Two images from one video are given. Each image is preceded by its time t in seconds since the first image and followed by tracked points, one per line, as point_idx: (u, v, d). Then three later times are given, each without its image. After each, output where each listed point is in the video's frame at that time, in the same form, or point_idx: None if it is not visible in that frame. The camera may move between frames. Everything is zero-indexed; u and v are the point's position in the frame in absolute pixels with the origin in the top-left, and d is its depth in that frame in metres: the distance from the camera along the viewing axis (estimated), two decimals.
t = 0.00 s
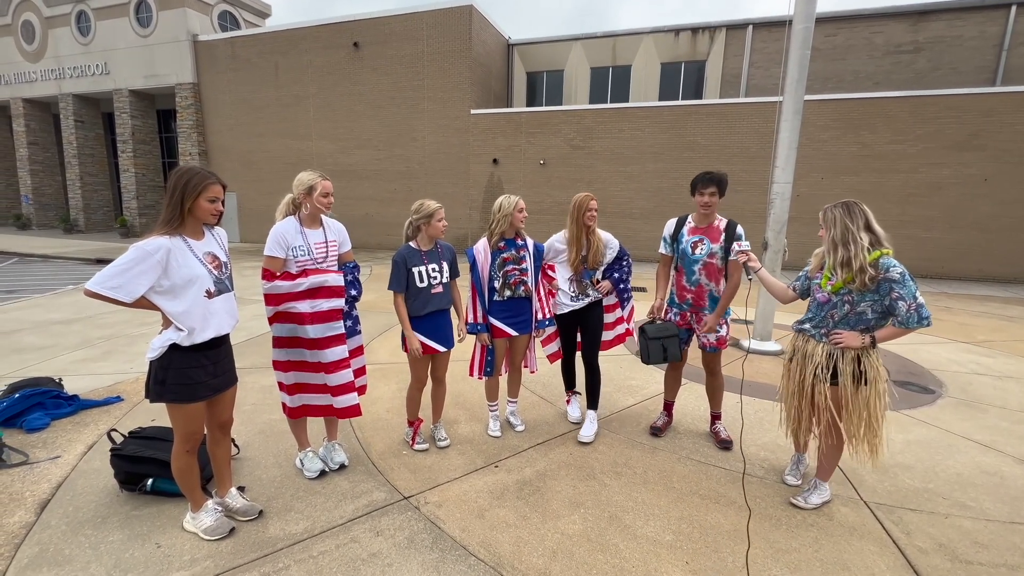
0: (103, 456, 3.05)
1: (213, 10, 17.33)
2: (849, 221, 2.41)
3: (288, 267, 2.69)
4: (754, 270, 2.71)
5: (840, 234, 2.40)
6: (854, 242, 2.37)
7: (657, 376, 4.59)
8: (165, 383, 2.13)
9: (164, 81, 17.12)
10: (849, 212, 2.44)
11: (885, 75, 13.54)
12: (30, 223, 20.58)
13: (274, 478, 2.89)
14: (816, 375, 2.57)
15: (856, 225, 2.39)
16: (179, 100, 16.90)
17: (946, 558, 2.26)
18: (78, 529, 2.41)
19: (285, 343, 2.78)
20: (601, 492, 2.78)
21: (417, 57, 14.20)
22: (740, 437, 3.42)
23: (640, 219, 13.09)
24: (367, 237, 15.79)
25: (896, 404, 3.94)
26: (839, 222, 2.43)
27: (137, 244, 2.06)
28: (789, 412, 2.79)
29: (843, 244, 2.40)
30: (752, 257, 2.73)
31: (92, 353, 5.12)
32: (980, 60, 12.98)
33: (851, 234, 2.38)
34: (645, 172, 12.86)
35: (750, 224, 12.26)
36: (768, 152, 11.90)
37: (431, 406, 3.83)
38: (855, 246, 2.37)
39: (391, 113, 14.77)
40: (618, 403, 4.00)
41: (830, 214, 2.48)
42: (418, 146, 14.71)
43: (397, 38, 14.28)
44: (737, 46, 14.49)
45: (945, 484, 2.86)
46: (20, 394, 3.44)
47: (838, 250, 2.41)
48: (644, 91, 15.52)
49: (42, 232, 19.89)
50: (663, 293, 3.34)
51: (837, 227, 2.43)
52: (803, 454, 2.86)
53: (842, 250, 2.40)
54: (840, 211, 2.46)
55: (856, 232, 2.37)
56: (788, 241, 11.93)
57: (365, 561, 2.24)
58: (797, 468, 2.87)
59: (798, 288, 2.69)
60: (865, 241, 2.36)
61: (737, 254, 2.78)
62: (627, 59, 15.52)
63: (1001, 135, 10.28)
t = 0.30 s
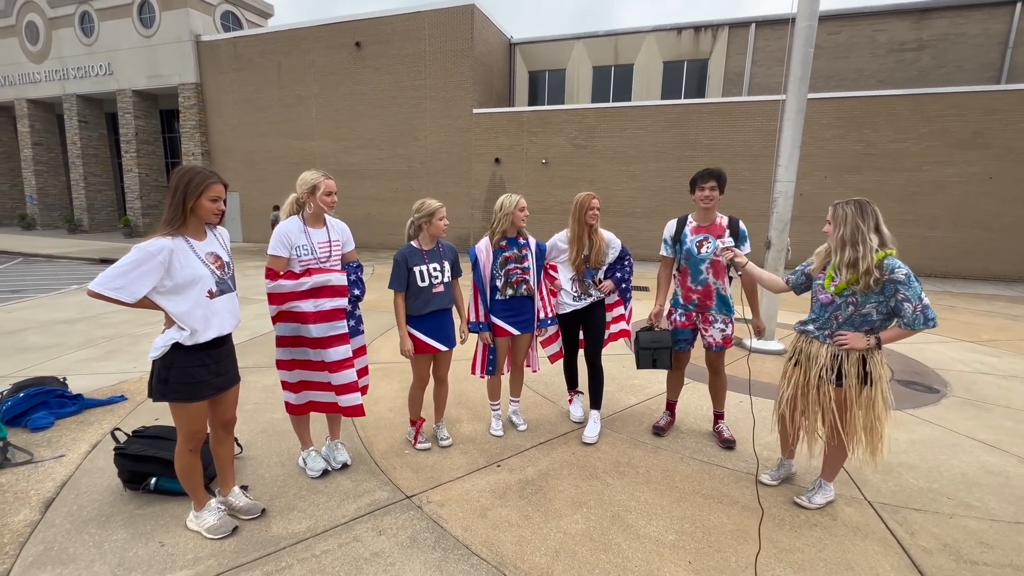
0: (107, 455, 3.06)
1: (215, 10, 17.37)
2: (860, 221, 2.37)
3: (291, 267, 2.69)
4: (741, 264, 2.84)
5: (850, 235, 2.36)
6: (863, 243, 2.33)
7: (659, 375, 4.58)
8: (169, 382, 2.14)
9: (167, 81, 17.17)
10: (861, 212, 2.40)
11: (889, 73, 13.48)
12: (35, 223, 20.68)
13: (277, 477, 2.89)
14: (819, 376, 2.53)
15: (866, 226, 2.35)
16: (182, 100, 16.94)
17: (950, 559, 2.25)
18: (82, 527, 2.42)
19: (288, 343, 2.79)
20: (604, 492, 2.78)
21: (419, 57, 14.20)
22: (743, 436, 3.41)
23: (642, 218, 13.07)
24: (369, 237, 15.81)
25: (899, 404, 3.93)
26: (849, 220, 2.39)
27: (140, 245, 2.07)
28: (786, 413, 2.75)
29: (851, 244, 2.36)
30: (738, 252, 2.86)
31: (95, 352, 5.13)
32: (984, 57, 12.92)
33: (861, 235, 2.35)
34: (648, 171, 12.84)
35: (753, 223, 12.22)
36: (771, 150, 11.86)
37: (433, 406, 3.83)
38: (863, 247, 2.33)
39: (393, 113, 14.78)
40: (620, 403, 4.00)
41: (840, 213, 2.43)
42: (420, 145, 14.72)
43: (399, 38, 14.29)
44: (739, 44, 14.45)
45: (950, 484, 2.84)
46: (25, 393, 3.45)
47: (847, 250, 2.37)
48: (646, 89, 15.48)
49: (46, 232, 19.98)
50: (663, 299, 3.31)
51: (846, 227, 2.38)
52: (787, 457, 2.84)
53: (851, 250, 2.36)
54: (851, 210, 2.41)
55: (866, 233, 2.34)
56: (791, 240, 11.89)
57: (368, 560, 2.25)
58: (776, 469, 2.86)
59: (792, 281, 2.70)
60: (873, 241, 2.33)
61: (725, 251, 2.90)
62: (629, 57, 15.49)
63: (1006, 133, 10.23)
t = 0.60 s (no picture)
0: (110, 454, 3.07)
1: (217, 10, 17.39)
2: (853, 222, 2.35)
3: (295, 266, 2.69)
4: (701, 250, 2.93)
5: (845, 236, 2.32)
6: (856, 244, 2.31)
7: (661, 374, 4.58)
8: (171, 381, 2.15)
9: (169, 81, 17.20)
10: (854, 212, 2.37)
11: (891, 72, 13.43)
12: (38, 223, 20.75)
13: (279, 476, 2.90)
14: (813, 377, 2.51)
15: (857, 226, 2.34)
16: (184, 99, 16.96)
17: (954, 559, 2.24)
18: (85, 526, 2.42)
19: (291, 342, 2.78)
20: (606, 491, 2.77)
21: (420, 56, 14.19)
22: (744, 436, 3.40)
23: (644, 217, 13.06)
24: (371, 236, 15.83)
25: (901, 403, 3.91)
26: (846, 221, 2.35)
27: (142, 245, 2.07)
28: (773, 411, 2.73)
29: (845, 246, 2.33)
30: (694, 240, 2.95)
31: (98, 351, 5.16)
32: (988, 55, 12.87)
33: (854, 236, 2.32)
34: (649, 170, 12.82)
35: (755, 222, 12.21)
36: (773, 149, 11.84)
37: (434, 405, 3.83)
38: (857, 249, 2.31)
39: (395, 112, 14.78)
40: (622, 402, 4.00)
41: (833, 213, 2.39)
42: (422, 145, 14.72)
43: (400, 37, 14.30)
44: (741, 43, 14.42)
45: (953, 484, 2.83)
46: (29, 391, 3.46)
47: (841, 252, 2.33)
48: (648, 88, 15.46)
49: (49, 232, 20.05)
50: (663, 304, 3.32)
51: (841, 228, 2.34)
52: (741, 452, 2.90)
53: (844, 253, 2.33)
54: (845, 210, 2.38)
55: (858, 233, 2.32)
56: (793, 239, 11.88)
57: (370, 559, 2.25)
58: (725, 463, 2.90)
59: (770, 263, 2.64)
60: (864, 241, 2.33)
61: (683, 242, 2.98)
62: (631, 56, 15.47)
63: (1009, 132, 10.19)
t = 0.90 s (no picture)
0: (111, 453, 3.07)
1: (218, 9, 17.38)
2: (814, 222, 2.39)
3: (297, 265, 2.69)
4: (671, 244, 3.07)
5: (805, 236, 2.36)
6: (815, 243, 2.36)
7: (662, 374, 4.57)
8: (173, 381, 2.15)
9: (170, 80, 17.20)
10: (815, 213, 2.41)
11: (893, 71, 13.42)
12: (39, 222, 20.75)
13: (280, 475, 2.91)
14: (775, 373, 2.54)
15: (817, 227, 2.39)
16: (185, 99, 16.97)
17: (955, 559, 2.24)
18: (87, 525, 2.42)
19: (292, 341, 2.78)
20: (607, 491, 2.77)
21: (420, 55, 14.19)
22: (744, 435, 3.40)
23: (645, 216, 13.05)
24: (372, 235, 15.82)
25: (902, 403, 3.91)
26: (806, 222, 2.38)
27: (144, 244, 2.07)
28: (745, 407, 2.76)
29: (804, 245, 2.37)
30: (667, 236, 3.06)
31: (100, 350, 5.16)
32: (990, 54, 12.85)
33: (813, 236, 2.37)
34: (650, 169, 12.81)
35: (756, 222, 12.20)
36: (774, 149, 11.83)
37: (435, 404, 3.83)
38: (814, 249, 2.36)
39: (395, 112, 14.78)
40: (623, 401, 4.00)
41: (797, 212, 2.43)
42: (422, 144, 14.71)
43: (401, 36, 14.29)
44: (742, 42, 14.41)
45: (955, 484, 2.83)
46: (30, 390, 3.47)
47: (800, 250, 2.38)
48: (649, 87, 15.44)
49: (50, 231, 20.06)
50: (670, 304, 3.36)
51: (801, 227, 2.38)
52: (726, 450, 2.93)
53: (803, 251, 2.38)
54: (808, 210, 2.41)
55: (818, 234, 2.37)
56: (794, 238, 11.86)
57: (371, 558, 2.25)
58: (714, 462, 2.93)
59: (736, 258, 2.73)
60: (822, 242, 2.38)
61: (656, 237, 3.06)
62: (632, 55, 15.46)
63: (1011, 131, 10.17)
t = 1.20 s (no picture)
0: (110, 452, 3.07)
1: (217, 7, 17.36)
2: (778, 218, 2.51)
3: (297, 264, 2.68)
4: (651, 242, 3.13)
5: (768, 230, 2.49)
6: (778, 238, 2.48)
7: (661, 373, 4.57)
8: (173, 380, 2.14)
9: (170, 78, 17.17)
10: (779, 209, 2.53)
11: (893, 71, 13.42)
12: (39, 221, 20.73)
13: (280, 474, 2.90)
14: (748, 367, 2.62)
15: (781, 222, 2.51)
16: (184, 98, 16.95)
17: (955, 558, 2.24)
18: (86, 524, 2.42)
19: (292, 340, 2.78)
20: (607, 490, 2.77)
21: (420, 54, 14.18)
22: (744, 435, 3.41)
23: (645, 216, 13.04)
24: (371, 235, 15.81)
25: (901, 402, 3.91)
26: (769, 217, 2.51)
27: (144, 243, 2.07)
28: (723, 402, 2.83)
29: (769, 239, 2.49)
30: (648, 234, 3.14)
31: (100, 349, 5.16)
32: (990, 54, 12.84)
33: (777, 231, 2.49)
34: (650, 168, 12.81)
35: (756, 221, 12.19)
36: (774, 148, 11.82)
37: (435, 404, 3.83)
38: (777, 242, 2.48)
39: (395, 111, 14.76)
40: (623, 401, 4.00)
41: (761, 209, 2.55)
42: (422, 143, 14.70)
43: (401, 35, 14.28)
44: (742, 41, 14.40)
45: (955, 484, 2.83)
46: (30, 389, 3.46)
47: (764, 244, 2.50)
48: (649, 86, 15.43)
49: (49, 230, 20.03)
50: (679, 303, 3.39)
51: (765, 223, 2.51)
52: (726, 451, 2.94)
53: (766, 244, 2.50)
54: (771, 207, 2.54)
55: (781, 229, 2.49)
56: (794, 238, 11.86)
57: (371, 557, 2.25)
58: (714, 462, 2.93)
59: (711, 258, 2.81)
60: (786, 237, 2.50)
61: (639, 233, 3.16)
62: (632, 55, 15.45)
63: (1011, 131, 10.18)
